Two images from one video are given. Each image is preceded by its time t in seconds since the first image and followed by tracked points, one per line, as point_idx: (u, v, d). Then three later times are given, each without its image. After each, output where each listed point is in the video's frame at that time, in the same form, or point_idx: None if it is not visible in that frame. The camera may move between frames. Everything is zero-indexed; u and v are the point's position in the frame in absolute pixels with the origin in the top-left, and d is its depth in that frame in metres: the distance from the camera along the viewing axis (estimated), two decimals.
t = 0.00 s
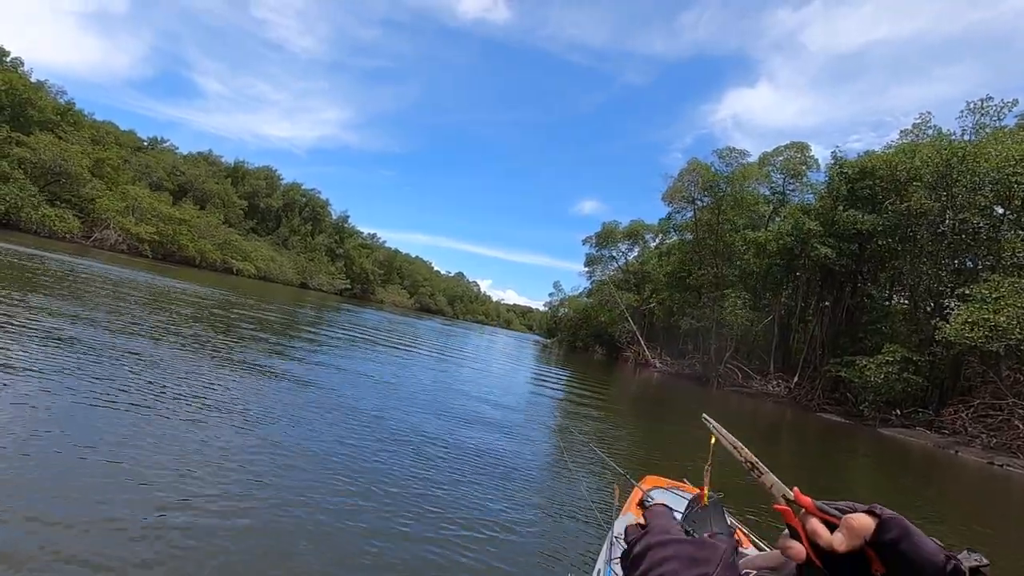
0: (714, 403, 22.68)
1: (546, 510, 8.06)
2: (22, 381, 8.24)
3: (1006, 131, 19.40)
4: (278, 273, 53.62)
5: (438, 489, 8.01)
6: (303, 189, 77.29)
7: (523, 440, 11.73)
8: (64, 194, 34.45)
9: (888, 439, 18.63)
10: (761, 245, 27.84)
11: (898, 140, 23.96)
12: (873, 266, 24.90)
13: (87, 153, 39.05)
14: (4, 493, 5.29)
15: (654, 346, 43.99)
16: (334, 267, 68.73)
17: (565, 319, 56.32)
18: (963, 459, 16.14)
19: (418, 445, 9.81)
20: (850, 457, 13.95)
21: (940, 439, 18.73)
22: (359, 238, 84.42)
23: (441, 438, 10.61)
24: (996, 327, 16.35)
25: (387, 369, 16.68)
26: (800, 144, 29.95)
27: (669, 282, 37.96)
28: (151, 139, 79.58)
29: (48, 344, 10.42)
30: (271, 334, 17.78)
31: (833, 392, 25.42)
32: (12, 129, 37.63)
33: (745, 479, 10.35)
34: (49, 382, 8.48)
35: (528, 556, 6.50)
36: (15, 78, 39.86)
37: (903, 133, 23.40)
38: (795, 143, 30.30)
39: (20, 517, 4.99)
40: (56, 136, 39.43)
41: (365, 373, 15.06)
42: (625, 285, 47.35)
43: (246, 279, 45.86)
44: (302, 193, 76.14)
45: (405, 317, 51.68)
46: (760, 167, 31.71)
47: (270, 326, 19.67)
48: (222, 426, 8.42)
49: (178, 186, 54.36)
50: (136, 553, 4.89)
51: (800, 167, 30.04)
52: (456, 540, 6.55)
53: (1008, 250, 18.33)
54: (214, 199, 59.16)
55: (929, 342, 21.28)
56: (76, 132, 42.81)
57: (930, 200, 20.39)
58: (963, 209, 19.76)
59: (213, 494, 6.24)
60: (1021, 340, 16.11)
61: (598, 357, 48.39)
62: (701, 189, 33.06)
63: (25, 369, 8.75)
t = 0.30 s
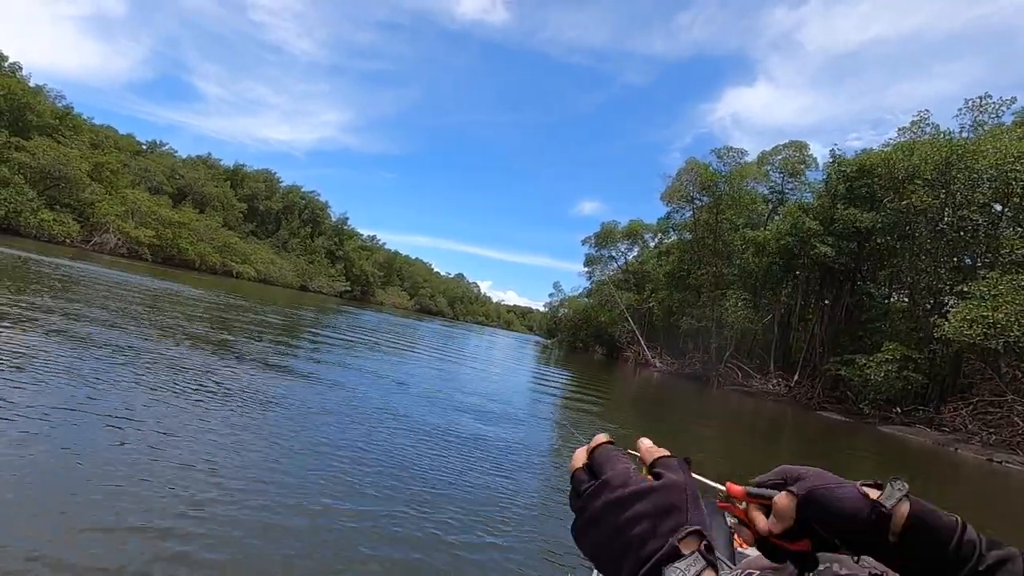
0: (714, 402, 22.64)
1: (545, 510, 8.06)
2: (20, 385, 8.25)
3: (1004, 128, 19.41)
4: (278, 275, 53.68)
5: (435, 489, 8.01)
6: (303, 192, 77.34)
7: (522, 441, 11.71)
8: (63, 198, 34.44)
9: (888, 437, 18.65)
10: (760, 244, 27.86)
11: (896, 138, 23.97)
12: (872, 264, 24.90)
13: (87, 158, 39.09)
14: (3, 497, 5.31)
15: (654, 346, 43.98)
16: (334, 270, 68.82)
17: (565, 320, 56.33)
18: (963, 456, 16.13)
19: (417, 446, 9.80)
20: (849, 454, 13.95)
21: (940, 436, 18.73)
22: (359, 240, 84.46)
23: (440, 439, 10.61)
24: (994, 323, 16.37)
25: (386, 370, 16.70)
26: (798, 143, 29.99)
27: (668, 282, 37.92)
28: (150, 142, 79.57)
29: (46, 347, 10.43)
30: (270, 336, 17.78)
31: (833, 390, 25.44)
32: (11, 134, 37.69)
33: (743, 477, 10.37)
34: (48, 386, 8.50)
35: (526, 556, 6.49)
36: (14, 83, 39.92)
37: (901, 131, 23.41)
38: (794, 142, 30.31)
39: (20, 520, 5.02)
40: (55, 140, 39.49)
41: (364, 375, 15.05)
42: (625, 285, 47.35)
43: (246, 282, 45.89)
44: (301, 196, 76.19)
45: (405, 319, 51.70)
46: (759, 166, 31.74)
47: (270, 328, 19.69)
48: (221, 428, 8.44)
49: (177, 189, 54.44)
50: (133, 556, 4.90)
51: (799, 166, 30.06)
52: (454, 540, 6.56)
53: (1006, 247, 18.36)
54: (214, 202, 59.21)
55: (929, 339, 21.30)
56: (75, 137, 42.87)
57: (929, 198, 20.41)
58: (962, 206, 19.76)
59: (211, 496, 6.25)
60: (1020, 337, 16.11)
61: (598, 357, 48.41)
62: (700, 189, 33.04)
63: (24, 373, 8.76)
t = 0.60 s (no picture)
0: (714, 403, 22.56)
1: (540, 511, 7.96)
2: (13, 377, 8.18)
3: (1009, 133, 19.33)
4: (280, 270, 53.77)
5: (429, 488, 7.91)
6: (306, 188, 77.46)
7: (519, 440, 11.62)
8: (67, 191, 34.49)
9: (888, 440, 18.57)
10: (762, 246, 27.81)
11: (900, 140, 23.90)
12: (875, 267, 24.83)
13: (91, 151, 39.17)
14: None
15: (655, 346, 43.96)
16: (337, 266, 68.98)
17: (565, 319, 56.40)
18: (962, 460, 16.08)
19: (412, 444, 9.71)
20: (849, 457, 13.89)
21: (939, 440, 18.69)
22: (361, 237, 84.62)
23: (436, 437, 10.51)
24: (996, 328, 16.33)
25: (386, 367, 16.69)
26: (802, 145, 29.90)
27: (670, 282, 37.85)
28: (154, 136, 79.66)
29: (44, 340, 10.40)
30: (270, 331, 17.74)
31: (833, 392, 25.42)
32: (16, 126, 37.77)
33: (740, 479, 10.27)
34: (45, 378, 8.46)
35: (520, 558, 6.40)
36: (20, 76, 40.01)
37: (905, 134, 23.34)
38: (798, 144, 30.24)
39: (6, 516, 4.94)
40: (60, 133, 39.57)
41: (362, 371, 14.98)
42: (626, 285, 47.36)
43: (248, 277, 45.98)
44: (304, 192, 76.31)
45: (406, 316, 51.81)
46: (762, 168, 31.70)
47: (270, 323, 19.66)
48: (217, 423, 8.39)
49: (181, 184, 54.54)
50: (119, 553, 4.81)
51: (803, 168, 29.99)
52: (447, 541, 6.45)
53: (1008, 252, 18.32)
54: (216, 196, 59.34)
55: (930, 343, 21.26)
56: (80, 130, 42.99)
57: (933, 201, 20.36)
58: (965, 210, 19.71)
59: (201, 493, 6.15)
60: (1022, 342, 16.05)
61: (598, 356, 48.44)
62: (703, 189, 32.97)
63: (20, 365, 8.72)
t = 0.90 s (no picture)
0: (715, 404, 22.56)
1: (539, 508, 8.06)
2: (20, 367, 8.28)
3: (1015, 138, 19.28)
4: (283, 265, 53.79)
5: (430, 483, 8.00)
6: (310, 183, 77.42)
7: (519, 437, 11.71)
8: (72, 182, 34.53)
9: (888, 444, 18.58)
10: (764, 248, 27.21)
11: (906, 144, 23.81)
12: (878, 271, 24.80)
13: (96, 143, 39.22)
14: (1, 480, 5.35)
15: (656, 347, 43.89)
16: (339, 262, 68.95)
17: (567, 318, 56.33)
18: (961, 465, 16.10)
19: (413, 439, 9.80)
20: (849, 460, 13.91)
21: (939, 445, 18.70)
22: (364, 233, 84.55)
23: (436, 433, 10.61)
24: (997, 334, 16.33)
25: (387, 363, 16.78)
26: (808, 147, 29.75)
27: (673, 283, 37.82)
28: (159, 129, 79.66)
29: (50, 331, 10.50)
30: (273, 326, 17.84)
31: (833, 396, 25.42)
32: (23, 117, 37.84)
33: (738, 480, 10.33)
34: (50, 369, 8.56)
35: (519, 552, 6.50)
36: (27, 67, 40.06)
37: (911, 138, 23.23)
38: (804, 146, 30.10)
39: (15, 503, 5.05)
40: (66, 125, 39.64)
41: (363, 367, 15.08)
42: (628, 285, 47.29)
43: (250, 271, 45.96)
44: (308, 187, 76.28)
45: (408, 312, 51.77)
46: (767, 169, 31.58)
47: (273, 318, 19.76)
48: (220, 416, 8.49)
49: (186, 177, 54.61)
50: (125, 541, 4.92)
51: (808, 171, 29.77)
52: (447, 535, 6.56)
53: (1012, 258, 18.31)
54: (221, 190, 59.41)
55: (931, 348, 21.28)
56: (86, 122, 43.06)
57: (937, 206, 20.36)
58: (970, 215, 19.68)
59: (206, 484, 6.27)
60: None
61: (600, 356, 48.36)
62: (707, 191, 32.86)
63: (26, 355, 8.82)
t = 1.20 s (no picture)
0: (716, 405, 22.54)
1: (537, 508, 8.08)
2: (21, 369, 8.32)
3: (1016, 137, 19.25)
4: (284, 267, 53.85)
5: (429, 484, 8.02)
6: (310, 185, 77.48)
7: (519, 438, 11.72)
8: (74, 186, 34.62)
9: (889, 444, 18.54)
10: (765, 248, 27.19)
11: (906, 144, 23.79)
12: (878, 271, 24.81)
13: (98, 146, 39.33)
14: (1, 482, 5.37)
15: (658, 347, 43.84)
16: (341, 264, 69.03)
17: (568, 319, 56.32)
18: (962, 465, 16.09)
19: (411, 440, 9.81)
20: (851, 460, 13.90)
21: (940, 445, 18.68)
22: (365, 235, 84.61)
23: (435, 433, 10.62)
24: (998, 333, 16.31)
25: (388, 364, 16.82)
26: (809, 147, 29.66)
27: (674, 283, 37.81)
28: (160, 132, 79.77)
29: (52, 334, 10.53)
30: (274, 328, 17.89)
31: (835, 396, 25.41)
32: (25, 121, 37.97)
33: (741, 480, 10.33)
34: (52, 372, 8.59)
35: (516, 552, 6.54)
36: (28, 71, 40.18)
37: (911, 137, 23.21)
38: (805, 146, 30.02)
39: (13, 503, 5.09)
40: (68, 129, 39.78)
41: (365, 369, 15.11)
42: (629, 286, 47.18)
43: (252, 273, 46.03)
44: (309, 189, 76.36)
45: (410, 314, 51.80)
46: (767, 169, 31.53)
47: (274, 319, 19.81)
48: (221, 418, 8.51)
49: (187, 180, 54.74)
50: (122, 542, 4.94)
51: (809, 171, 29.72)
52: (445, 534, 6.58)
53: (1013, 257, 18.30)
54: (222, 192, 59.54)
55: (932, 348, 21.28)
56: (87, 126, 43.17)
57: (937, 206, 20.38)
58: (970, 214, 19.67)
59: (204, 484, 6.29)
60: None
61: (601, 357, 48.38)
62: (707, 191, 32.83)
63: (27, 359, 8.85)
